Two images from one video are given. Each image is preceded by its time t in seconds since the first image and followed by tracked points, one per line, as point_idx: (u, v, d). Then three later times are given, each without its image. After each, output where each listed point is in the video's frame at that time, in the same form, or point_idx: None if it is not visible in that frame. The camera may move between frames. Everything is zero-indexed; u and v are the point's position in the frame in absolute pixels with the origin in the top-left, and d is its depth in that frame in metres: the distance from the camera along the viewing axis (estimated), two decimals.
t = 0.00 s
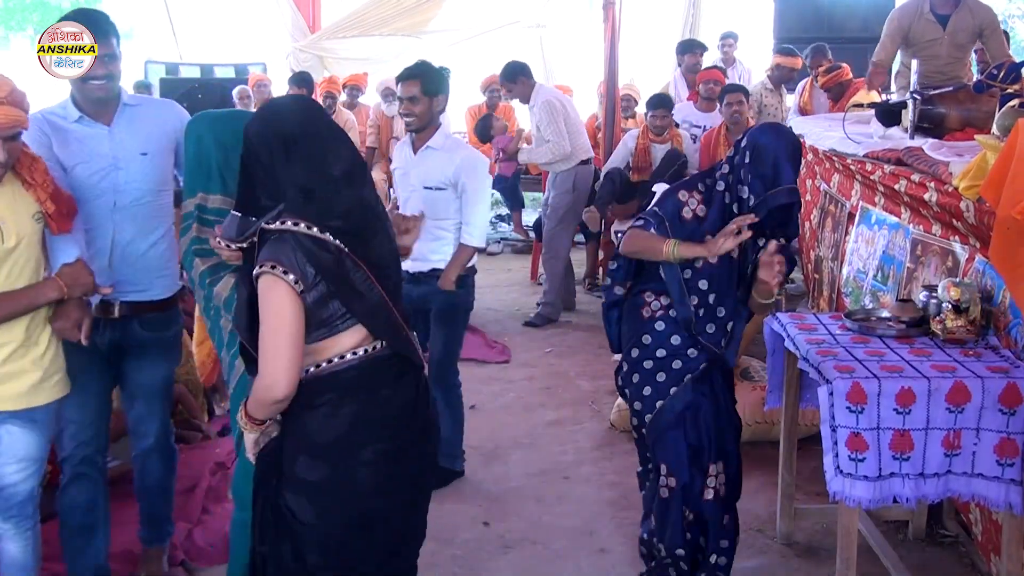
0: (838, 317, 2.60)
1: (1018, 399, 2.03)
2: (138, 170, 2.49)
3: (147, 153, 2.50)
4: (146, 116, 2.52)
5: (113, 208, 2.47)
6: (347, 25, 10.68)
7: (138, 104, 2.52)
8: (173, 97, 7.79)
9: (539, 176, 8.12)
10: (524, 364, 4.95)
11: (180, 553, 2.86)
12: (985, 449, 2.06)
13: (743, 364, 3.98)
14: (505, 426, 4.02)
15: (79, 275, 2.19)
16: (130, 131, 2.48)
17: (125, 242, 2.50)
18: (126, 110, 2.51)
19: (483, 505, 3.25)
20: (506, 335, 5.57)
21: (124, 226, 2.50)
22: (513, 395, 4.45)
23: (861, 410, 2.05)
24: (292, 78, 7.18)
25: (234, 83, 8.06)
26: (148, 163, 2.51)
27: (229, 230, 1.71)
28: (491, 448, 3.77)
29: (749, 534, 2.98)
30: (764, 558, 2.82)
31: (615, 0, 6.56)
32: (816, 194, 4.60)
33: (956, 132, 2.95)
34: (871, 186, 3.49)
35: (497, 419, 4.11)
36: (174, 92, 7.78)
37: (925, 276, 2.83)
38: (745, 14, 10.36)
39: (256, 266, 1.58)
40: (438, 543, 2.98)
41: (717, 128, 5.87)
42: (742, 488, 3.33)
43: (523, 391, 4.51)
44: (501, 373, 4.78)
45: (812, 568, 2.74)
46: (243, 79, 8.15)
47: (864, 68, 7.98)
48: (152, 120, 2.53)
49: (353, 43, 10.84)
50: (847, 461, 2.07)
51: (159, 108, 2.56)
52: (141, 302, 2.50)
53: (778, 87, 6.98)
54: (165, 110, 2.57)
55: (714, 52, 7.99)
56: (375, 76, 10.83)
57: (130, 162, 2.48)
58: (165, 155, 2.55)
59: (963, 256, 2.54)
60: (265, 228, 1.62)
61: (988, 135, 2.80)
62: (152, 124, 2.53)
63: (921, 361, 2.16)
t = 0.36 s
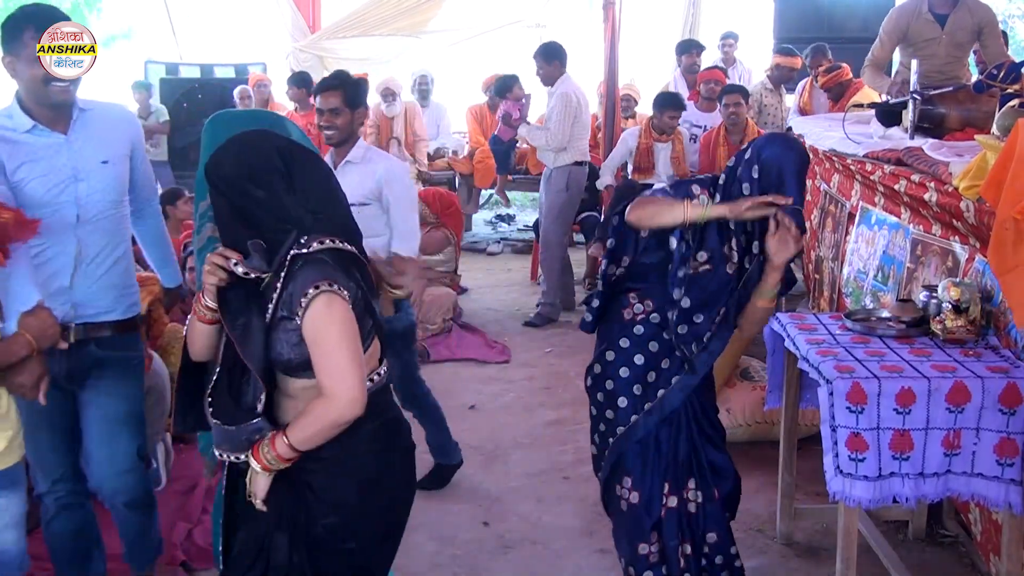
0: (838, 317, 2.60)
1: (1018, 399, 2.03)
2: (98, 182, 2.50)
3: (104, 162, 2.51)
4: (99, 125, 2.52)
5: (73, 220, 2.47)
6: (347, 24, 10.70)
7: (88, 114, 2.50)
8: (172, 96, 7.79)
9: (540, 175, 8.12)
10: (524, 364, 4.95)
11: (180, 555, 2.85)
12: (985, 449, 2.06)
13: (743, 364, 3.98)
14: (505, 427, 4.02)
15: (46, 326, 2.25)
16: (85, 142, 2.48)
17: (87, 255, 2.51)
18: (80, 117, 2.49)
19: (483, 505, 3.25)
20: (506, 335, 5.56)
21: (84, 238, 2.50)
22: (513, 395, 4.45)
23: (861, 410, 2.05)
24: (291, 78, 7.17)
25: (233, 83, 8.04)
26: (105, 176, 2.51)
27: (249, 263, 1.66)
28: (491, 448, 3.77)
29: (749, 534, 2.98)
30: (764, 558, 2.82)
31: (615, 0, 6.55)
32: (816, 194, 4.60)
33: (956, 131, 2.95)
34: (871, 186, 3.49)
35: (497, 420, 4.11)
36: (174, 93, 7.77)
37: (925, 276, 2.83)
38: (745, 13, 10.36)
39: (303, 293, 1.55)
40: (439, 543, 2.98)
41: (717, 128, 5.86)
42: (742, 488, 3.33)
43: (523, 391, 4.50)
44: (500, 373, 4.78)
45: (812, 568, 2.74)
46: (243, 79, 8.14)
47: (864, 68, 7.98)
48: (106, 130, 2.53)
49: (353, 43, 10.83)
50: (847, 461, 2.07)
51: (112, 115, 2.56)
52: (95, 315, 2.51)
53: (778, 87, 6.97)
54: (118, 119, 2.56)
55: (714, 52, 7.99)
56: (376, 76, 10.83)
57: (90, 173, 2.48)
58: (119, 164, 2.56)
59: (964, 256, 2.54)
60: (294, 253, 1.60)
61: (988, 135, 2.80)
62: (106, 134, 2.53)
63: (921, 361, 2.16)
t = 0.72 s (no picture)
0: (838, 317, 2.60)
1: (1018, 399, 2.03)
2: (70, 203, 2.06)
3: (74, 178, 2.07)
4: (70, 136, 2.08)
5: (42, 243, 2.04)
6: (347, 24, 10.72)
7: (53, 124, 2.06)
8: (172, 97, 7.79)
9: (539, 175, 8.12)
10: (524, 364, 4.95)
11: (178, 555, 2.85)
12: (985, 449, 2.06)
13: (743, 363, 3.97)
14: (505, 427, 4.01)
15: (38, 341, 1.79)
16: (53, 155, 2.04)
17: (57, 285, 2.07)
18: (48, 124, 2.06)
19: (482, 505, 3.25)
20: (506, 335, 5.55)
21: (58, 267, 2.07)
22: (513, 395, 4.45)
23: (861, 410, 2.05)
24: (291, 78, 7.16)
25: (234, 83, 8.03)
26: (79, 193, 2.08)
27: (329, 218, 1.57)
28: (491, 448, 3.77)
29: (749, 534, 2.97)
30: (764, 558, 2.82)
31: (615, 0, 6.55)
32: (817, 194, 4.60)
33: (956, 132, 2.95)
34: (871, 186, 3.48)
35: (497, 419, 4.11)
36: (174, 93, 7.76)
37: (925, 276, 2.83)
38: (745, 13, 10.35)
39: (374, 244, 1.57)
40: (439, 543, 2.98)
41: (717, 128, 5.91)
42: (742, 488, 3.33)
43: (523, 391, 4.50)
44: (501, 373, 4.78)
45: (812, 569, 2.74)
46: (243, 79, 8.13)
47: (863, 68, 7.98)
48: (77, 142, 2.09)
49: (353, 43, 10.84)
50: (847, 461, 2.07)
51: (84, 124, 2.12)
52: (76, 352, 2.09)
53: (778, 87, 6.97)
54: (89, 130, 2.12)
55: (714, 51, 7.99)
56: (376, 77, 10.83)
57: (57, 189, 2.05)
58: (91, 179, 2.12)
59: (963, 256, 2.54)
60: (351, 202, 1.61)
61: (988, 135, 2.79)
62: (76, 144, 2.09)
63: (921, 361, 2.16)
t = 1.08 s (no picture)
0: (838, 317, 2.60)
1: (1018, 399, 2.03)
2: (52, 214, 1.98)
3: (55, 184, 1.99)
4: (42, 137, 1.98)
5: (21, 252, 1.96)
6: (347, 24, 10.73)
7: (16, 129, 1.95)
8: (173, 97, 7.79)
9: (539, 175, 8.12)
10: (524, 364, 4.95)
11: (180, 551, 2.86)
12: (985, 449, 2.06)
13: (743, 364, 3.96)
14: (504, 427, 4.01)
15: (85, 341, 1.41)
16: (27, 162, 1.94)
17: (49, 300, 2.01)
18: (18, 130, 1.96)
19: (482, 505, 3.25)
20: (506, 335, 5.55)
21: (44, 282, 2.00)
22: (513, 395, 4.44)
23: (861, 410, 2.05)
24: (290, 78, 7.16)
25: (234, 83, 8.02)
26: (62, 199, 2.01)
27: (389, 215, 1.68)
28: (491, 449, 3.77)
29: (749, 535, 2.98)
30: (763, 558, 2.82)
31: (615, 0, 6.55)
32: (816, 194, 4.60)
33: (956, 132, 2.95)
34: (871, 186, 3.48)
35: (496, 419, 4.11)
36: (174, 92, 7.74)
37: (925, 276, 2.84)
38: (745, 12, 10.35)
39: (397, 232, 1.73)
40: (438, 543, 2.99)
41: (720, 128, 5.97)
42: (743, 488, 3.33)
43: (523, 391, 4.50)
44: (500, 373, 4.77)
45: (812, 568, 2.74)
46: (243, 78, 8.12)
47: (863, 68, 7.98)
48: (54, 143, 2.00)
49: (353, 43, 10.84)
50: (847, 461, 2.07)
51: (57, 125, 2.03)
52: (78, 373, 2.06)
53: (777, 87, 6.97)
54: (59, 128, 2.03)
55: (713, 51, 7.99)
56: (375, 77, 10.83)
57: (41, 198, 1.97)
58: (72, 182, 2.03)
59: (964, 256, 2.54)
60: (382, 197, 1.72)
61: (988, 135, 2.79)
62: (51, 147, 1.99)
63: (921, 361, 2.16)
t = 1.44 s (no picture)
0: (838, 317, 2.60)
1: (1018, 399, 2.03)
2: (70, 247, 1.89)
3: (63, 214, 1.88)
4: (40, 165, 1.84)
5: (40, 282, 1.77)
6: (347, 24, 10.73)
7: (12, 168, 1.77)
8: (173, 97, 7.79)
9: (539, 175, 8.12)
10: (524, 364, 4.95)
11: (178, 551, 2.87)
12: (985, 450, 2.06)
13: (743, 363, 3.96)
14: (505, 427, 4.01)
15: (138, 430, 1.34)
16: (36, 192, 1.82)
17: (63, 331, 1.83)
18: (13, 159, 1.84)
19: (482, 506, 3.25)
20: (506, 335, 5.55)
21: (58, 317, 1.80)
22: (513, 395, 4.44)
23: (861, 410, 2.05)
24: (290, 78, 7.15)
25: (234, 83, 8.01)
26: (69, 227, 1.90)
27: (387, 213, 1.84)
28: (491, 449, 3.76)
29: (749, 535, 2.97)
30: (764, 559, 2.82)
31: None
32: (816, 194, 4.59)
33: (956, 131, 2.95)
34: (871, 186, 3.48)
35: (497, 420, 4.11)
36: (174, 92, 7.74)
37: (925, 276, 2.84)
38: (745, 12, 10.34)
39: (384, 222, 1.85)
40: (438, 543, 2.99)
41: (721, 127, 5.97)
42: (743, 488, 3.33)
43: (523, 391, 4.50)
44: (500, 374, 4.77)
45: (812, 568, 2.74)
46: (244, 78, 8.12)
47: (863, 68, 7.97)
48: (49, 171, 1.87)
49: (353, 43, 10.84)
50: (847, 461, 2.07)
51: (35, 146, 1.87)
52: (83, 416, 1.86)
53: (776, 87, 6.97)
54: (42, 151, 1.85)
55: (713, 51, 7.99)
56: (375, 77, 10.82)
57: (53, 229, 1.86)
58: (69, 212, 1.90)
59: (964, 256, 2.54)
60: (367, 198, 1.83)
61: (987, 135, 2.79)
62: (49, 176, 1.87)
63: (921, 361, 2.16)
